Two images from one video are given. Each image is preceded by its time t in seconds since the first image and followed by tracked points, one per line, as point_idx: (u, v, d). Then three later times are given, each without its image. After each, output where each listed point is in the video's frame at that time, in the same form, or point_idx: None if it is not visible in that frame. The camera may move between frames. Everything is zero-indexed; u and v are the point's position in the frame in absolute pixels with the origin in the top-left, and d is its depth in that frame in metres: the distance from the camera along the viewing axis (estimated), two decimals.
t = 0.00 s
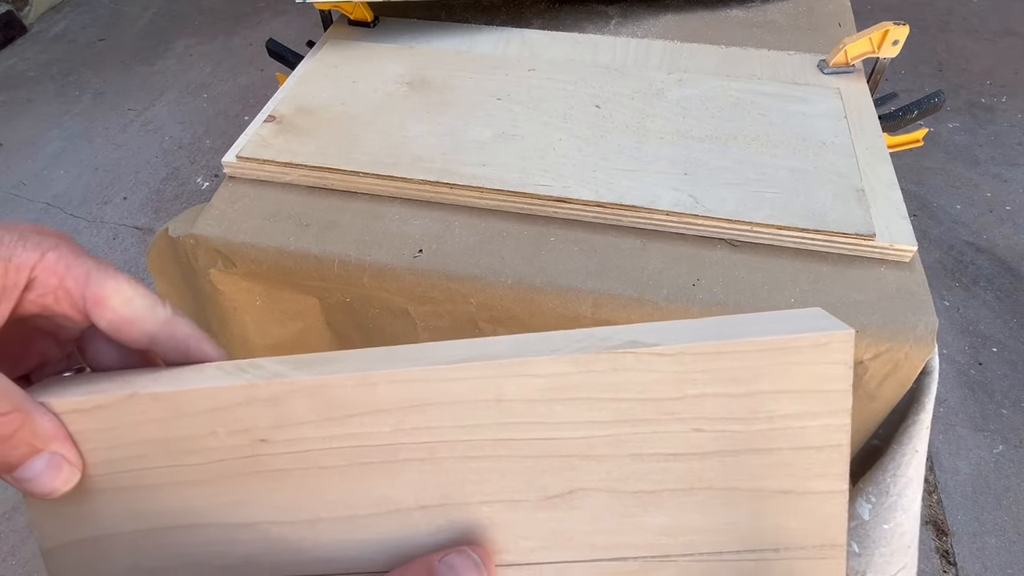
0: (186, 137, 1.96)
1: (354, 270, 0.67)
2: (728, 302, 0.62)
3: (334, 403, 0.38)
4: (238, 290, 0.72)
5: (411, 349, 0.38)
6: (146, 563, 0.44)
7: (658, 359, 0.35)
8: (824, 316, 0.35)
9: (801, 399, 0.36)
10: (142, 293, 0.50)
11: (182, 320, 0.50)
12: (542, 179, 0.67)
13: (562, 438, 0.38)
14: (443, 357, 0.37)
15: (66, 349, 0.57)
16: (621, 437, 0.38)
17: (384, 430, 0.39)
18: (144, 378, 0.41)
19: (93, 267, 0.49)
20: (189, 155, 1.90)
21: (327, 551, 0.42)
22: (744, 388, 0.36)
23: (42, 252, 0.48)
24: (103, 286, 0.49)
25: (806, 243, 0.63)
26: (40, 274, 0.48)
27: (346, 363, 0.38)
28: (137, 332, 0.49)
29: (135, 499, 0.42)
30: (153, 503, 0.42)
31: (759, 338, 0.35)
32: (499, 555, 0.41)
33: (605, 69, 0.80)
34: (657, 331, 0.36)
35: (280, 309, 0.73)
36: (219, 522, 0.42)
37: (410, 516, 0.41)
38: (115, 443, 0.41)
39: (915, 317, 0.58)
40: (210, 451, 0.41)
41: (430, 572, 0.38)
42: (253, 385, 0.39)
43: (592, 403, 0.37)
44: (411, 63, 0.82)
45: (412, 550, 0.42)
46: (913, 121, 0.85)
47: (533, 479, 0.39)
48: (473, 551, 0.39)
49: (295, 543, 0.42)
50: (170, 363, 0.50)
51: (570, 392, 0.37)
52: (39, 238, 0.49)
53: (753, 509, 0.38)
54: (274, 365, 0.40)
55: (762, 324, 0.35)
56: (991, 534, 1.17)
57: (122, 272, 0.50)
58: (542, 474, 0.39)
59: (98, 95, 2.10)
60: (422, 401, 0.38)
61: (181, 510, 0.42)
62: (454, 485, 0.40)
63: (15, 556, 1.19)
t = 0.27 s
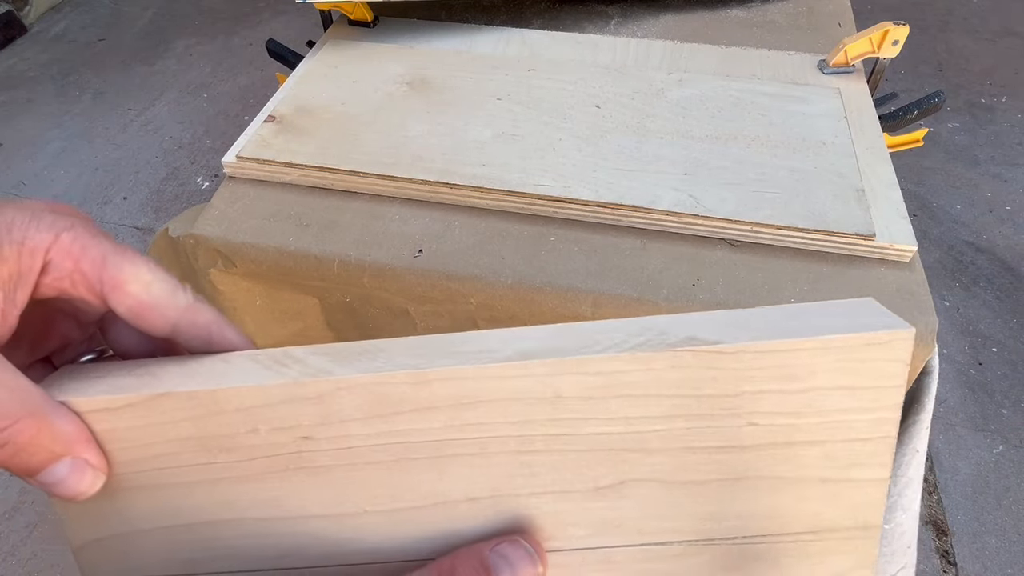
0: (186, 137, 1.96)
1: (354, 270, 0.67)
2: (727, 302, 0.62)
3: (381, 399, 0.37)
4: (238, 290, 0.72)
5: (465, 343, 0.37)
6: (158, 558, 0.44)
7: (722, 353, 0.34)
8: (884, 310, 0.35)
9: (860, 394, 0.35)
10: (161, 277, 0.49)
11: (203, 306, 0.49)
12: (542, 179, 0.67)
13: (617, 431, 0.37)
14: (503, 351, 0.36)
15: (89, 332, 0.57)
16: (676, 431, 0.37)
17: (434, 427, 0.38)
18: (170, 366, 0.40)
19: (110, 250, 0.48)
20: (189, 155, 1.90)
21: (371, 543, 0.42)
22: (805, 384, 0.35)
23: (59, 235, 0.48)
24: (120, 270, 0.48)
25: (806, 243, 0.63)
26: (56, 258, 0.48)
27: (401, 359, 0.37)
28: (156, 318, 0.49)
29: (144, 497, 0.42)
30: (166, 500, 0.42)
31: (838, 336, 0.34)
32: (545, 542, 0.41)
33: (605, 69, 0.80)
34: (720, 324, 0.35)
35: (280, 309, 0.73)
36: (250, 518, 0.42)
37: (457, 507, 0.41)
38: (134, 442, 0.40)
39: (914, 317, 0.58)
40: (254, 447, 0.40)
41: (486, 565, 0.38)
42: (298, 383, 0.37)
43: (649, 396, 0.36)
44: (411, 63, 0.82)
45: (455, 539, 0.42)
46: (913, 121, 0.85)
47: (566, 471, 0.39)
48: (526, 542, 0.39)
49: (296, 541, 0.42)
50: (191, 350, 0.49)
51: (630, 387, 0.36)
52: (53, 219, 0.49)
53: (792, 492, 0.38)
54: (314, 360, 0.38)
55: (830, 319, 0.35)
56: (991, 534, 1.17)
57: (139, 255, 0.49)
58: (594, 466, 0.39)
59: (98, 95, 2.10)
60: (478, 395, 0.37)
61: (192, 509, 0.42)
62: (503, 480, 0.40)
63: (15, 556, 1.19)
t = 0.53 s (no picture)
0: (186, 137, 1.96)
1: (355, 270, 0.67)
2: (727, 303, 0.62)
3: (432, 390, 0.37)
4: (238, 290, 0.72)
5: (515, 333, 0.37)
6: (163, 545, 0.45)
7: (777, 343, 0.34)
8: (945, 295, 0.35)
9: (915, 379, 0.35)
10: (198, 264, 0.49)
11: (241, 295, 0.49)
12: (542, 179, 0.67)
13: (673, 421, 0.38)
14: (552, 341, 0.36)
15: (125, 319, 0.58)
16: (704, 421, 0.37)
17: (484, 417, 0.38)
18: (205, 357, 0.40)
19: (147, 237, 0.48)
20: (189, 155, 1.90)
21: (397, 527, 0.44)
22: (860, 370, 0.35)
23: (93, 222, 0.47)
24: (157, 257, 0.48)
25: (806, 243, 0.63)
26: (92, 246, 0.47)
27: (453, 349, 0.37)
28: (194, 306, 0.49)
29: (165, 493, 0.43)
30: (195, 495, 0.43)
31: (894, 324, 0.33)
32: (595, 527, 0.43)
33: (606, 69, 0.80)
34: (774, 312, 0.35)
35: (280, 308, 0.73)
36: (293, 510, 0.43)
37: (483, 495, 0.41)
38: (163, 437, 0.40)
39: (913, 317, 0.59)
40: (301, 438, 0.40)
41: (537, 551, 0.40)
42: (346, 373, 0.37)
43: (700, 385, 0.36)
44: (411, 63, 0.82)
45: (494, 522, 0.43)
46: (913, 120, 0.85)
47: (600, 463, 0.40)
48: (576, 529, 0.41)
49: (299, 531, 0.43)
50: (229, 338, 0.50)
51: (681, 378, 0.36)
52: (87, 205, 0.48)
53: (817, 480, 0.39)
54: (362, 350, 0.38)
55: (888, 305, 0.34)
56: (991, 534, 1.17)
57: (175, 243, 0.49)
58: (644, 453, 0.39)
59: (98, 95, 2.10)
60: (531, 385, 0.37)
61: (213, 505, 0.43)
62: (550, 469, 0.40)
63: (15, 556, 1.19)
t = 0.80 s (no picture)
0: (186, 137, 1.96)
1: (355, 270, 0.67)
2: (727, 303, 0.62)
3: (463, 399, 0.37)
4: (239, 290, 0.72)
5: (548, 339, 0.36)
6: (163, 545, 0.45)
7: (814, 352, 0.34)
8: (974, 302, 0.35)
9: (943, 389, 0.36)
10: (224, 265, 0.48)
11: (268, 295, 0.49)
12: (542, 179, 0.67)
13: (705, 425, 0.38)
14: (587, 349, 0.35)
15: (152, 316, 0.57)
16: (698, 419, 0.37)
17: (514, 424, 0.38)
18: (227, 358, 0.40)
19: (171, 237, 0.47)
20: (189, 155, 1.90)
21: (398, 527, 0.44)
22: (895, 379, 0.35)
23: (116, 224, 0.46)
24: (182, 258, 0.47)
25: (806, 243, 0.63)
26: (115, 248, 0.47)
27: (487, 356, 0.36)
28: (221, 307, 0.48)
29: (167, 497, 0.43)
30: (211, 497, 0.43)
31: (932, 334, 0.33)
32: (621, 529, 0.44)
33: (606, 69, 0.80)
34: (811, 320, 0.35)
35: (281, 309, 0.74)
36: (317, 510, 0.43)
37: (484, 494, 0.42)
38: (182, 441, 0.40)
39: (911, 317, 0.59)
40: (329, 444, 0.39)
41: (566, 553, 0.41)
42: (377, 381, 0.36)
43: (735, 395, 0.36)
44: (411, 63, 0.82)
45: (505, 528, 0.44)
46: (913, 121, 0.85)
47: (618, 465, 0.40)
48: (606, 531, 0.42)
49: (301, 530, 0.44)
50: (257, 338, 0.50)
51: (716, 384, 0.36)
52: (110, 206, 0.47)
53: (829, 483, 0.40)
54: (391, 356, 0.37)
55: (921, 314, 0.34)
56: (991, 534, 1.17)
57: (199, 243, 0.48)
58: (675, 459, 0.39)
59: (98, 95, 2.10)
60: (564, 393, 0.36)
61: (227, 507, 0.43)
62: (579, 474, 0.40)
63: (15, 556, 1.19)
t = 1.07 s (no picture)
0: (185, 137, 1.96)
1: (355, 270, 0.67)
2: (726, 303, 0.63)
3: (493, 406, 0.36)
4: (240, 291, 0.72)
5: (577, 345, 0.36)
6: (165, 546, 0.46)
7: (844, 361, 0.34)
8: (1001, 312, 0.35)
9: (966, 396, 0.36)
10: (244, 264, 0.49)
11: (289, 295, 0.50)
12: (541, 179, 0.67)
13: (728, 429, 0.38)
14: (617, 357, 0.35)
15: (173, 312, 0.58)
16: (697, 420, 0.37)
17: (542, 431, 0.38)
18: (245, 362, 0.39)
19: (190, 237, 0.47)
20: (190, 155, 1.90)
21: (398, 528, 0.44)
22: (900, 381, 0.35)
23: (134, 223, 0.46)
24: (203, 258, 0.47)
25: (806, 243, 0.63)
26: (134, 248, 0.47)
27: (518, 364, 0.36)
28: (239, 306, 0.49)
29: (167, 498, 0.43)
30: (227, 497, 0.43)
31: (963, 342, 0.33)
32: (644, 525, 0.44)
33: (605, 69, 0.80)
34: (838, 327, 0.35)
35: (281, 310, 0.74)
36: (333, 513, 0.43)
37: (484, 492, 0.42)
38: (191, 447, 0.39)
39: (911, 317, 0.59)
40: (358, 449, 0.39)
41: (589, 551, 0.42)
42: (407, 390, 0.35)
43: (765, 402, 0.36)
44: (411, 63, 0.82)
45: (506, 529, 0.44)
46: (913, 121, 0.85)
47: (626, 465, 0.40)
48: (628, 529, 0.43)
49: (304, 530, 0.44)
50: (275, 336, 0.51)
51: (746, 392, 0.36)
52: (128, 204, 0.47)
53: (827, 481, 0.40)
54: (420, 365, 0.36)
55: (948, 323, 0.34)
56: (991, 534, 1.17)
57: (220, 241, 0.48)
58: (701, 461, 0.40)
59: (98, 95, 2.10)
60: (593, 400, 0.36)
61: (237, 511, 0.43)
62: (608, 474, 0.41)
63: (15, 556, 1.19)
